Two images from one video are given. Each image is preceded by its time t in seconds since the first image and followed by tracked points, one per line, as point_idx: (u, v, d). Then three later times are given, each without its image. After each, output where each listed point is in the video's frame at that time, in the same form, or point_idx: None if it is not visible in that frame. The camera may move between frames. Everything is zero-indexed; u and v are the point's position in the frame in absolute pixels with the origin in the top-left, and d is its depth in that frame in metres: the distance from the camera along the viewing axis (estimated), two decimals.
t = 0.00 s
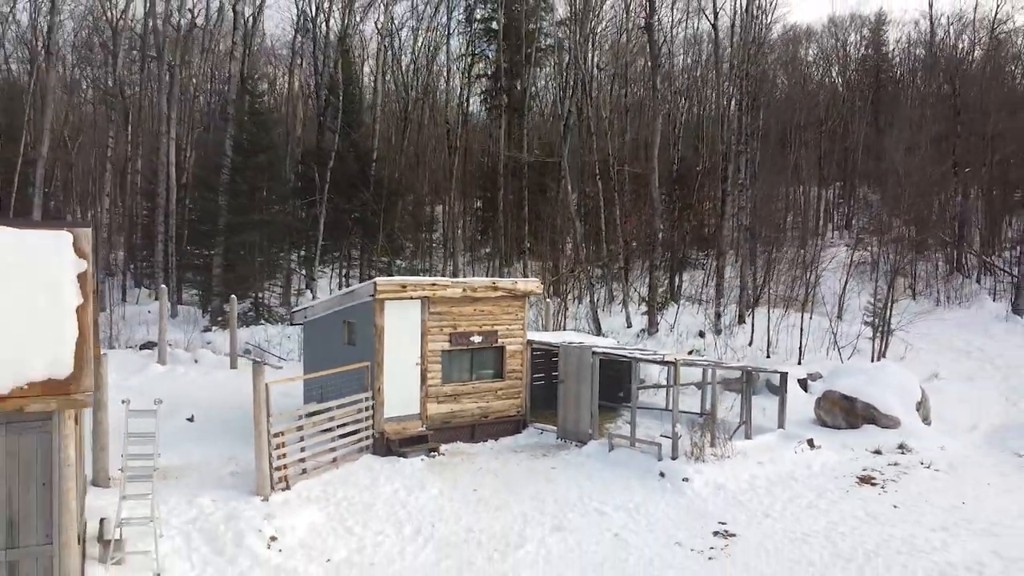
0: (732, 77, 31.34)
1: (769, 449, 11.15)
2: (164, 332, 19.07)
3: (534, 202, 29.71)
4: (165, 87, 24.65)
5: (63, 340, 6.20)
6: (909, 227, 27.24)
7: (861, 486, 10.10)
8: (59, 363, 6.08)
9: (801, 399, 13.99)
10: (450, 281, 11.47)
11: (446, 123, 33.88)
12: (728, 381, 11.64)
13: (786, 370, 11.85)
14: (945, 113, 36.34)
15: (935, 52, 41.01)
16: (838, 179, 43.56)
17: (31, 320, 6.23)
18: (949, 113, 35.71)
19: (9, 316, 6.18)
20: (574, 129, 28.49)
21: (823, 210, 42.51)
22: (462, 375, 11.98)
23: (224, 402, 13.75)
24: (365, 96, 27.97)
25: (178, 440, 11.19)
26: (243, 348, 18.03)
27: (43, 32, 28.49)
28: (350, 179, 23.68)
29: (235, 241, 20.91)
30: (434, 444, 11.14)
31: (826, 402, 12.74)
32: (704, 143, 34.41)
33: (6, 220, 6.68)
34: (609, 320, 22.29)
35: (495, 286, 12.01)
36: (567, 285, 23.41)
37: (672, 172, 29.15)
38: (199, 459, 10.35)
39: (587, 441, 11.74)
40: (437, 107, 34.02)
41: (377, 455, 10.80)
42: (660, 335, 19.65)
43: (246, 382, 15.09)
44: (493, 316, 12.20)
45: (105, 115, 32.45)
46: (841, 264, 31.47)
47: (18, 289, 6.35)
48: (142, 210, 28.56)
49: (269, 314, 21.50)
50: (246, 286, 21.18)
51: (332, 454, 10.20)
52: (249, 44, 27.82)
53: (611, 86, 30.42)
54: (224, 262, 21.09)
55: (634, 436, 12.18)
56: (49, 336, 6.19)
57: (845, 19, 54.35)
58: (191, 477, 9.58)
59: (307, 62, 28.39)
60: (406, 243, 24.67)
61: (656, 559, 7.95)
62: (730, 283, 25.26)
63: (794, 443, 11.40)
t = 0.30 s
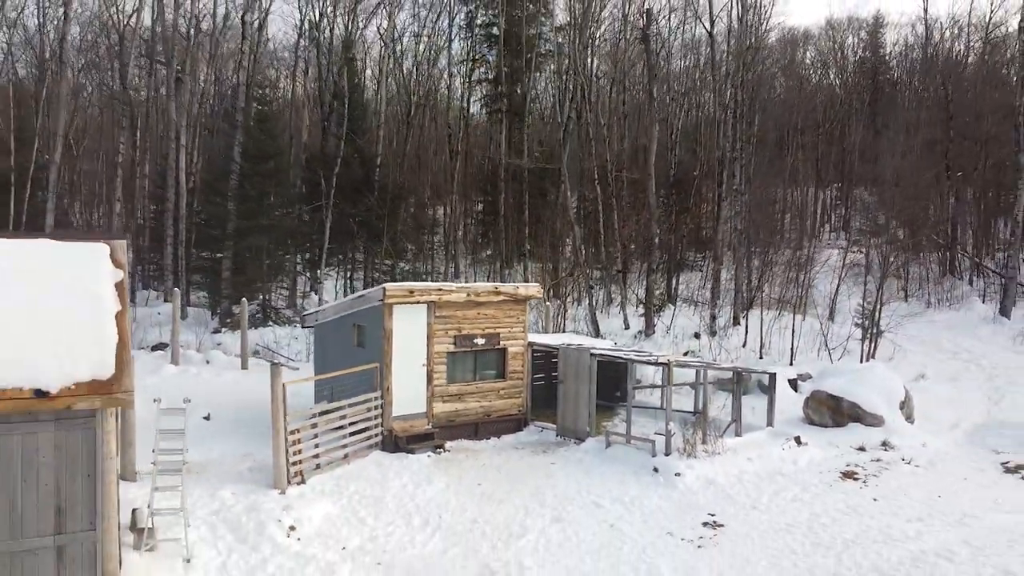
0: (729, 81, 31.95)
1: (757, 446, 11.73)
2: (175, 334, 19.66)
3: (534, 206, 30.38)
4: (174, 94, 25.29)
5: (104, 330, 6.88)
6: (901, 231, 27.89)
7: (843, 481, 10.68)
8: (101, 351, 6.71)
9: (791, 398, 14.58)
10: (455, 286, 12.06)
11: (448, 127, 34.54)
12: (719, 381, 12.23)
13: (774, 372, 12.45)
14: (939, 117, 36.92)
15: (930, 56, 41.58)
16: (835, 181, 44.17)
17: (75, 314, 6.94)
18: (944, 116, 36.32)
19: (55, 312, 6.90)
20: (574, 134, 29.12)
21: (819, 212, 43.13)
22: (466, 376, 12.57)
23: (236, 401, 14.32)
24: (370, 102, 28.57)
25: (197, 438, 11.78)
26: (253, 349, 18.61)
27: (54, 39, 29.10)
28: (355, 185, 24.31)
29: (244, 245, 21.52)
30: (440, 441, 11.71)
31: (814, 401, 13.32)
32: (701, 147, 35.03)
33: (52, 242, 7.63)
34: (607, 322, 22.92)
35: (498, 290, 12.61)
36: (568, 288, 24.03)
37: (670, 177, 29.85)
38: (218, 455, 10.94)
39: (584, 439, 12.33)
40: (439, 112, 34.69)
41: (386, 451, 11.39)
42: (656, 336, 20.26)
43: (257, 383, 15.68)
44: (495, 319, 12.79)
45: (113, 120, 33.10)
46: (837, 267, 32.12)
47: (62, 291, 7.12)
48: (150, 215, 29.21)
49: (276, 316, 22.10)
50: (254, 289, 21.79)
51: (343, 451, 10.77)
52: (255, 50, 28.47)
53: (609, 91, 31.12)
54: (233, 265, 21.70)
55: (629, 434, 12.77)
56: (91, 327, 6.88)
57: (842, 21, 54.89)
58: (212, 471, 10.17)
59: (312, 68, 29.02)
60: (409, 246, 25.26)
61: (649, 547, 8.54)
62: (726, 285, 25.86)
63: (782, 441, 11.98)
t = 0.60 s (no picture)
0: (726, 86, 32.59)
1: (747, 443, 12.33)
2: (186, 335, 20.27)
3: (535, 210, 31.04)
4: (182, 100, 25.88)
5: (127, 332, 7.49)
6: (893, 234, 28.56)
7: (828, 476, 11.29)
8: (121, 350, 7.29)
9: (782, 398, 15.18)
10: (460, 291, 12.65)
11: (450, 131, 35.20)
12: (711, 382, 12.84)
13: (764, 373, 13.05)
14: (933, 121, 37.51)
15: (926, 60, 42.14)
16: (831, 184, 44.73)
17: (103, 316, 7.61)
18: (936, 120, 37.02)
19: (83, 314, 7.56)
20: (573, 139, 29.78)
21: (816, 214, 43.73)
22: (470, 376, 13.16)
23: (249, 400, 14.91)
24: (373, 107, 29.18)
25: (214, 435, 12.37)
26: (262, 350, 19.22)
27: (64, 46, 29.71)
28: (359, 189, 24.95)
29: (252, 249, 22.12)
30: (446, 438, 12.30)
31: (803, 401, 13.93)
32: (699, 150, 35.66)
33: (88, 250, 8.36)
34: (606, 324, 23.56)
35: (500, 295, 13.20)
36: (567, 290, 24.66)
37: (668, 181, 30.48)
38: (235, 450, 11.54)
39: (583, 437, 12.93)
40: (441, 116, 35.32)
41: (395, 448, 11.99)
42: (653, 337, 20.87)
43: (268, 383, 16.26)
44: (498, 322, 13.39)
45: (121, 124, 33.72)
46: (832, 268, 32.75)
47: (93, 294, 7.81)
48: (158, 218, 29.82)
49: (283, 318, 22.72)
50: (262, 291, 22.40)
51: (354, 447, 11.35)
52: (261, 56, 29.10)
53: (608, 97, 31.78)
54: (241, 268, 22.32)
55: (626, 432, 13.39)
56: (113, 328, 7.50)
57: (839, 24, 55.43)
58: (231, 466, 10.76)
59: (317, 73, 29.64)
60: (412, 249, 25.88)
61: (643, 536, 9.14)
62: (722, 287, 26.48)
63: (771, 439, 12.59)
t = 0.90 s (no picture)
0: (722, 91, 33.28)
1: (739, 441, 12.96)
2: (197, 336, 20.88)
3: (535, 213, 31.70)
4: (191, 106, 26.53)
5: (139, 336, 8.05)
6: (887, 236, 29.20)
7: (815, 471, 11.91)
8: (126, 353, 7.81)
9: (773, 397, 15.80)
10: (465, 295, 13.26)
11: (454, 136, 35.90)
12: (704, 382, 13.46)
13: (755, 374, 13.66)
14: (927, 125, 38.09)
15: (921, 65, 42.73)
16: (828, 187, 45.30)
17: (124, 319, 8.23)
18: (931, 126, 37.64)
19: (105, 315, 8.22)
20: (574, 145, 30.43)
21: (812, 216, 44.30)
22: (475, 376, 13.80)
23: (261, 399, 15.52)
24: (378, 113, 29.86)
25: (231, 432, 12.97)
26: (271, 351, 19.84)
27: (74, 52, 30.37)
28: (365, 195, 25.66)
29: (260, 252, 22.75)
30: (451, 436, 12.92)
31: (793, 400, 14.55)
32: (696, 154, 36.33)
33: (126, 260, 9.13)
34: (604, 325, 24.20)
35: (504, 299, 13.82)
36: (567, 292, 25.30)
37: (665, 186, 31.33)
38: (252, 446, 12.14)
39: (582, 435, 13.55)
40: (445, 120, 36.04)
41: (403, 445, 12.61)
42: (650, 339, 21.47)
43: (278, 382, 16.88)
44: (501, 325, 14.01)
45: (129, 128, 34.34)
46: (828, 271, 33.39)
47: (119, 298, 8.48)
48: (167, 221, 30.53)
49: (290, 320, 23.33)
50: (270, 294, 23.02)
51: (365, 445, 11.95)
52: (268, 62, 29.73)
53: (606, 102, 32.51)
54: (250, 271, 22.94)
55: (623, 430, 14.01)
56: (128, 331, 8.08)
57: (836, 27, 56.03)
58: (249, 461, 11.36)
59: (324, 79, 30.31)
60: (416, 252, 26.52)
61: (638, 527, 9.75)
62: (718, 289, 27.12)
63: (761, 436, 13.20)
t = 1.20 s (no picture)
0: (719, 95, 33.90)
1: (730, 438, 13.59)
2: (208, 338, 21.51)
3: (535, 216, 32.33)
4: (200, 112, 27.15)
5: (150, 341, 8.66)
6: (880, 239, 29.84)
7: (803, 467, 12.54)
8: (128, 357, 8.35)
9: (765, 397, 16.43)
10: (469, 299, 13.89)
11: (456, 140, 36.55)
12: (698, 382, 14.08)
13: (747, 374, 14.28)
14: (922, 129, 38.71)
15: (916, 68, 43.37)
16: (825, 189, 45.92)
17: (150, 325, 8.92)
18: (925, 129, 38.29)
19: (124, 320, 8.92)
20: (574, 149, 31.04)
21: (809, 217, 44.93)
22: (479, 377, 14.42)
23: (273, 398, 16.16)
24: (381, 117, 30.48)
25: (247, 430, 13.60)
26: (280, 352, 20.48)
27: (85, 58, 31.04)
28: (369, 199, 26.34)
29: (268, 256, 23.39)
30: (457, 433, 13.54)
31: (784, 399, 15.18)
32: (694, 157, 36.98)
33: (157, 270, 9.98)
34: (604, 327, 24.82)
35: (506, 303, 14.43)
36: (567, 294, 25.92)
37: (663, 189, 31.96)
38: (268, 443, 12.77)
39: (581, 432, 14.18)
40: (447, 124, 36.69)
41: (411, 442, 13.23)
42: (648, 340, 22.11)
43: (289, 382, 17.52)
44: (504, 327, 14.63)
45: (137, 133, 35.00)
46: (824, 273, 34.01)
47: (144, 305, 9.23)
48: (176, 224, 31.18)
49: (298, 322, 23.96)
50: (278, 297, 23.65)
51: (375, 442, 12.57)
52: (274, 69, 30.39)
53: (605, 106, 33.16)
54: (259, 274, 23.57)
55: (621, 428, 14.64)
56: (139, 336, 8.72)
57: (834, 30, 56.65)
58: (266, 457, 11.99)
59: (329, 84, 30.96)
60: (419, 255, 27.14)
61: (634, 518, 10.36)
62: (715, 292, 27.75)
63: (752, 434, 13.83)
